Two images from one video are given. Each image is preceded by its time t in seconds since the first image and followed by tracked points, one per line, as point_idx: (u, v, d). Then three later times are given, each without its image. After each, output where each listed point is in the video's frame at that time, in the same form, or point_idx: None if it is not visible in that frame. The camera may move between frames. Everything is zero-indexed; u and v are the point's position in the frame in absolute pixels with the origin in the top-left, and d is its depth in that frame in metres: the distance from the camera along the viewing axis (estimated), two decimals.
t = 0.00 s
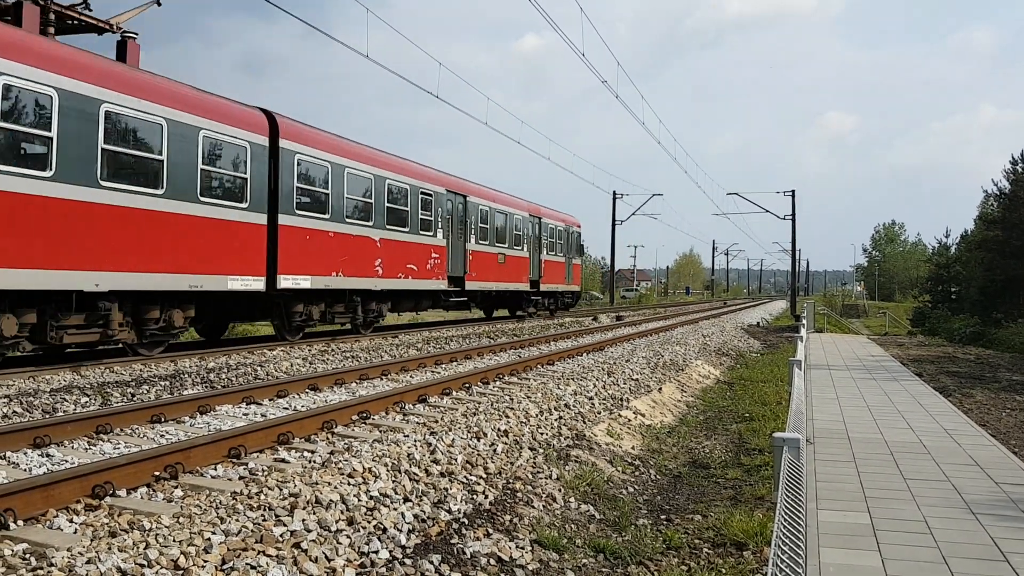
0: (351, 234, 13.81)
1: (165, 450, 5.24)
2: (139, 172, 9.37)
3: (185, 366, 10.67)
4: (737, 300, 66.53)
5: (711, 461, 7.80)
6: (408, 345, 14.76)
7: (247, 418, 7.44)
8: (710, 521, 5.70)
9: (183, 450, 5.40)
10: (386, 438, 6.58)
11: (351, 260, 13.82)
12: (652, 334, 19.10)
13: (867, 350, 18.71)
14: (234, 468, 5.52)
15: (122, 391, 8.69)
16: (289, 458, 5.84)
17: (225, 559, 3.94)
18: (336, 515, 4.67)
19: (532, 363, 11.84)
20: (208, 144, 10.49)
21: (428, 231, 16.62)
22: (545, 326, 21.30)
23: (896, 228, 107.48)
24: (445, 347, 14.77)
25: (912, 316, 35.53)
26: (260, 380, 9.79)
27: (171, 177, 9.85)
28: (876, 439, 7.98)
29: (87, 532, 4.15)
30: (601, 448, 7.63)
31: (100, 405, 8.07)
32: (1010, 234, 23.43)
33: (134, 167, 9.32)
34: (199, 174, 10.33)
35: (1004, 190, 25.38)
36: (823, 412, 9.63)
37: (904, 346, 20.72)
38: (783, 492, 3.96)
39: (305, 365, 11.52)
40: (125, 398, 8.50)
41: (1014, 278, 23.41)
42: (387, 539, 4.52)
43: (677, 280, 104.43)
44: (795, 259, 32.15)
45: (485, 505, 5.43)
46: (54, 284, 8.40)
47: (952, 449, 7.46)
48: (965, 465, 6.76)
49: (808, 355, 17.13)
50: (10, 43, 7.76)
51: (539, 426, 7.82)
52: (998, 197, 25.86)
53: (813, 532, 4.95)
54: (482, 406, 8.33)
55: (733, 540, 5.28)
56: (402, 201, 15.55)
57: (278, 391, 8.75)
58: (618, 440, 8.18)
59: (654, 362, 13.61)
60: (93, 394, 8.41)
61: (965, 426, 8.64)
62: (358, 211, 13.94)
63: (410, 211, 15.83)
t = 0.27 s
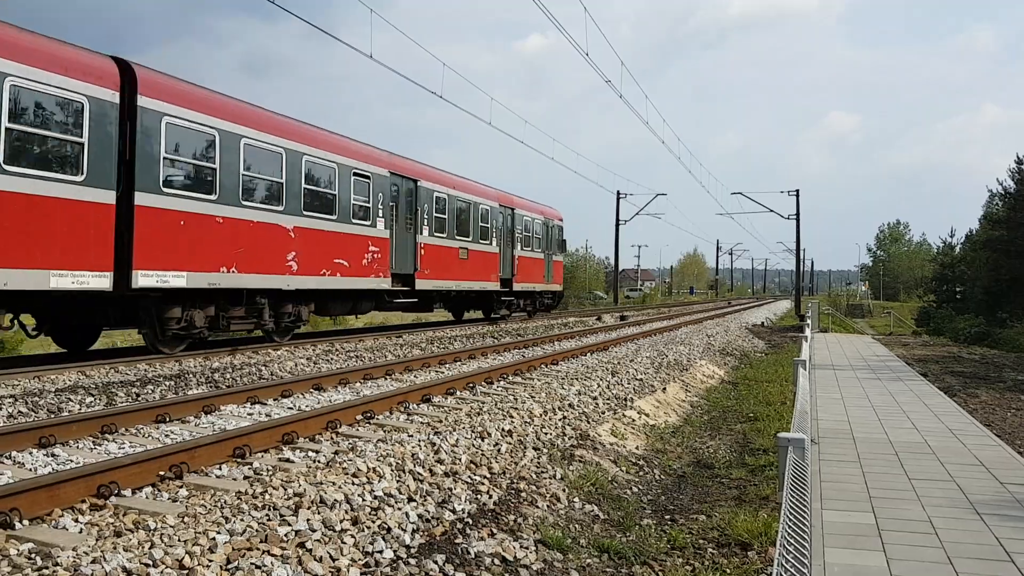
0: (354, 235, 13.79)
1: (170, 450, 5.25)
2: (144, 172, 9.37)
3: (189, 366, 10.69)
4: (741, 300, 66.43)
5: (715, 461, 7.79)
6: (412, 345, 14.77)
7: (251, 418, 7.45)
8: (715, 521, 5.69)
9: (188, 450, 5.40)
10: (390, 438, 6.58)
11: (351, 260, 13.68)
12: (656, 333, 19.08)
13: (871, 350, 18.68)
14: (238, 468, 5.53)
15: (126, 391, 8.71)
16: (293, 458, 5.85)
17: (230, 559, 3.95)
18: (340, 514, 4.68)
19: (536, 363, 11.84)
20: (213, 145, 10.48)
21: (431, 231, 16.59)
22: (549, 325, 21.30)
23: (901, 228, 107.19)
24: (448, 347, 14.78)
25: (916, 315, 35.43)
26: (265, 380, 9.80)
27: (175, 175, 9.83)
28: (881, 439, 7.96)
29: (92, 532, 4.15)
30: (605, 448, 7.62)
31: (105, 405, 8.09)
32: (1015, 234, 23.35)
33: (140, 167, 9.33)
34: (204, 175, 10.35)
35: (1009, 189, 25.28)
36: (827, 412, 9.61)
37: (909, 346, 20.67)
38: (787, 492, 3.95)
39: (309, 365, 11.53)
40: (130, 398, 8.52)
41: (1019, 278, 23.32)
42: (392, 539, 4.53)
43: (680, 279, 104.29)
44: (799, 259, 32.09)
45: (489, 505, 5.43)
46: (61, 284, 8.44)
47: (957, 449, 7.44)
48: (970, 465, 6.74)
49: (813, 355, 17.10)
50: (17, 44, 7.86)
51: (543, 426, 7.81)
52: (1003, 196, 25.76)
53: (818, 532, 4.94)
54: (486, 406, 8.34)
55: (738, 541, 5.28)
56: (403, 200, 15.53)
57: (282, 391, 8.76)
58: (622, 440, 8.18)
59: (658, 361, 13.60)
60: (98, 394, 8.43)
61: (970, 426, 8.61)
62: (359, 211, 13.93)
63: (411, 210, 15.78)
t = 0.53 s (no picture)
0: (354, 235, 13.78)
1: (173, 450, 5.25)
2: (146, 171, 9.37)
3: (192, 366, 10.71)
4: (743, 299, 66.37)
5: (718, 461, 7.78)
6: (414, 345, 14.78)
7: (253, 418, 7.45)
8: (717, 521, 5.68)
9: (190, 450, 5.41)
10: (392, 438, 6.58)
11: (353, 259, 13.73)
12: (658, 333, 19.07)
13: (873, 350, 18.66)
14: (241, 468, 5.54)
15: (129, 391, 8.72)
16: (296, 458, 5.85)
17: (233, 559, 3.95)
18: (343, 514, 4.68)
19: (538, 363, 11.84)
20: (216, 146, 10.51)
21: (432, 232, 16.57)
22: (551, 325, 21.29)
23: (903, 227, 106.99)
24: (450, 347, 14.78)
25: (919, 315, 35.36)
26: (267, 380, 9.81)
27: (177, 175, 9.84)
28: (884, 439, 7.95)
29: (95, 531, 4.16)
30: (607, 448, 7.62)
31: (108, 405, 8.11)
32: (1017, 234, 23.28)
33: (143, 167, 9.36)
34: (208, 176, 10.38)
35: (1012, 189, 25.20)
36: (830, 412, 9.60)
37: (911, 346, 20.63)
38: (790, 491, 3.94)
39: (311, 364, 11.54)
40: (132, 398, 8.53)
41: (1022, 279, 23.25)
42: (394, 539, 4.53)
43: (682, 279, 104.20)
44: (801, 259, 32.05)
45: (491, 505, 5.43)
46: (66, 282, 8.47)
47: (959, 449, 7.43)
48: (973, 466, 6.73)
49: (815, 355, 17.08)
50: (25, 45, 7.91)
51: (545, 426, 7.80)
52: (1006, 196, 25.67)
53: (821, 532, 4.93)
54: (489, 406, 8.33)
55: (740, 541, 5.27)
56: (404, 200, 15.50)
57: (285, 391, 8.77)
58: (624, 440, 8.17)
59: (660, 361, 13.59)
60: (101, 394, 8.43)
61: (973, 426, 8.60)
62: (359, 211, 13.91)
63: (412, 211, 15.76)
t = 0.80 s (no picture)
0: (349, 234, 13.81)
1: (174, 451, 5.25)
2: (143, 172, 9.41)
3: (193, 367, 10.72)
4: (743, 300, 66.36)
5: (719, 461, 7.78)
6: (415, 346, 14.78)
7: (254, 419, 7.46)
8: (718, 522, 5.68)
9: (191, 451, 5.41)
10: (393, 439, 6.58)
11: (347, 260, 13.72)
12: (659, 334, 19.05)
13: (875, 350, 18.68)
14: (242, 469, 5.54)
15: (130, 392, 8.73)
16: (297, 459, 5.86)
17: (234, 560, 3.95)
18: (343, 515, 4.68)
19: (539, 364, 11.83)
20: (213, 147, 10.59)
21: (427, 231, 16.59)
22: (551, 326, 21.29)
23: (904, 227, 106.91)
24: (452, 347, 14.78)
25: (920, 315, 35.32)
26: (268, 381, 9.81)
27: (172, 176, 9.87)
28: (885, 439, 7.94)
29: (96, 533, 4.16)
30: (608, 449, 7.61)
31: (109, 406, 8.11)
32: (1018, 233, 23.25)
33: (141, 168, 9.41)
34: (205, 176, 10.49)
35: (1013, 188, 25.15)
36: (831, 412, 9.60)
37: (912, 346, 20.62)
38: (790, 491, 3.95)
39: (312, 366, 11.55)
40: (133, 399, 8.54)
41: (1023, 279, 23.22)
42: (395, 539, 4.53)
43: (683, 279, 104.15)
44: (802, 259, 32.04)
45: (492, 505, 5.43)
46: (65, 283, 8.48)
47: (961, 449, 7.42)
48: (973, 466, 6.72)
49: (816, 355, 17.07)
50: (24, 45, 7.96)
51: (546, 427, 7.80)
52: (1007, 196, 25.63)
53: (822, 533, 4.93)
54: (490, 407, 8.34)
55: (741, 541, 5.27)
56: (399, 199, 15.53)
57: (286, 392, 8.77)
58: (625, 440, 8.17)
59: (661, 362, 13.59)
60: (102, 395, 8.45)
61: (974, 426, 8.59)
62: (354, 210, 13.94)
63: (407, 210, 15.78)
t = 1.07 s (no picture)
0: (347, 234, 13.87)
1: (176, 452, 5.26)
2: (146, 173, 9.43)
3: (195, 367, 10.73)
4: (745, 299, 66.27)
5: (721, 461, 7.78)
6: (417, 346, 14.78)
7: (257, 419, 7.47)
8: (720, 522, 5.68)
9: (194, 451, 5.42)
10: (395, 439, 6.59)
11: (346, 257, 13.72)
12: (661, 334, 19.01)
13: (877, 349, 18.65)
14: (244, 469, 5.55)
15: (133, 392, 8.75)
16: (299, 459, 5.86)
17: (237, 559, 3.96)
18: (346, 515, 4.69)
19: (541, 364, 11.82)
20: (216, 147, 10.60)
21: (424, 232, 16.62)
22: (554, 325, 21.28)
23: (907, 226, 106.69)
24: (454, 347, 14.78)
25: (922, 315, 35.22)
26: (270, 381, 9.82)
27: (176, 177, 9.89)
28: (888, 439, 7.93)
29: (100, 532, 4.17)
30: (611, 448, 7.61)
31: (112, 406, 8.13)
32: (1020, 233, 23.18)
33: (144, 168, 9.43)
34: (211, 176, 10.53)
35: (1016, 188, 25.05)
36: (833, 412, 9.58)
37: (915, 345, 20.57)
38: (792, 491, 3.94)
39: (315, 366, 11.55)
40: (136, 400, 8.56)
41: None
42: (397, 539, 4.54)
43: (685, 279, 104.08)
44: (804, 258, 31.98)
45: (495, 505, 5.43)
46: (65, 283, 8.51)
47: (963, 448, 7.41)
48: (976, 465, 6.71)
49: (818, 355, 17.04)
50: (25, 47, 8.00)
51: (548, 427, 7.80)
52: (1009, 195, 25.54)
53: (824, 532, 4.92)
54: (491, 407, 8.34)
55: (744, 541, 5.27)
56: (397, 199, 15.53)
57: (288, 392, 8.78)
58: (627, 440, 8.17)
59: (663, 362, 13.56)
60: (104, 396, 8.46)
61: (977, 426, 8.58)
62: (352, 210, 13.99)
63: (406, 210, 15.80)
